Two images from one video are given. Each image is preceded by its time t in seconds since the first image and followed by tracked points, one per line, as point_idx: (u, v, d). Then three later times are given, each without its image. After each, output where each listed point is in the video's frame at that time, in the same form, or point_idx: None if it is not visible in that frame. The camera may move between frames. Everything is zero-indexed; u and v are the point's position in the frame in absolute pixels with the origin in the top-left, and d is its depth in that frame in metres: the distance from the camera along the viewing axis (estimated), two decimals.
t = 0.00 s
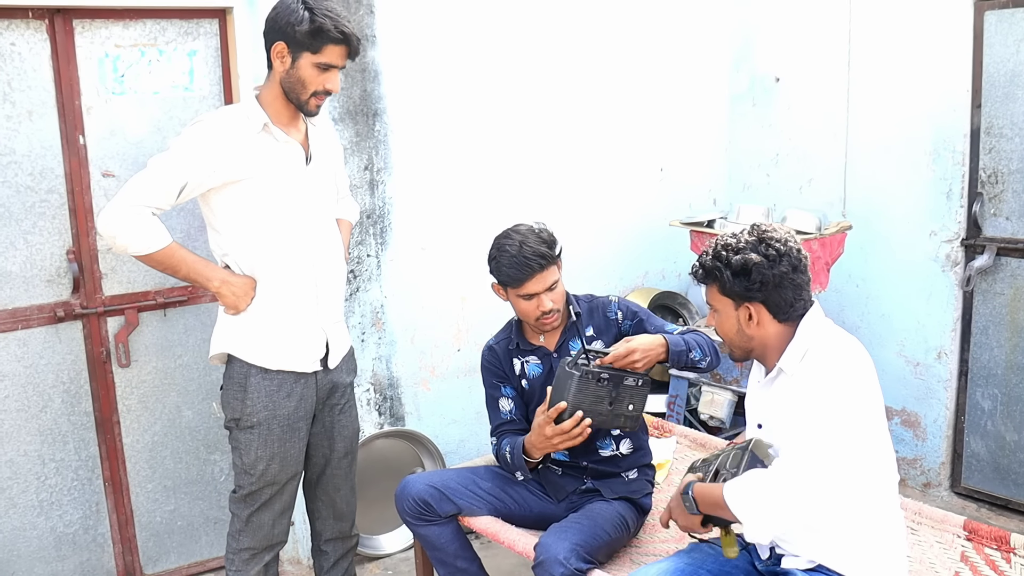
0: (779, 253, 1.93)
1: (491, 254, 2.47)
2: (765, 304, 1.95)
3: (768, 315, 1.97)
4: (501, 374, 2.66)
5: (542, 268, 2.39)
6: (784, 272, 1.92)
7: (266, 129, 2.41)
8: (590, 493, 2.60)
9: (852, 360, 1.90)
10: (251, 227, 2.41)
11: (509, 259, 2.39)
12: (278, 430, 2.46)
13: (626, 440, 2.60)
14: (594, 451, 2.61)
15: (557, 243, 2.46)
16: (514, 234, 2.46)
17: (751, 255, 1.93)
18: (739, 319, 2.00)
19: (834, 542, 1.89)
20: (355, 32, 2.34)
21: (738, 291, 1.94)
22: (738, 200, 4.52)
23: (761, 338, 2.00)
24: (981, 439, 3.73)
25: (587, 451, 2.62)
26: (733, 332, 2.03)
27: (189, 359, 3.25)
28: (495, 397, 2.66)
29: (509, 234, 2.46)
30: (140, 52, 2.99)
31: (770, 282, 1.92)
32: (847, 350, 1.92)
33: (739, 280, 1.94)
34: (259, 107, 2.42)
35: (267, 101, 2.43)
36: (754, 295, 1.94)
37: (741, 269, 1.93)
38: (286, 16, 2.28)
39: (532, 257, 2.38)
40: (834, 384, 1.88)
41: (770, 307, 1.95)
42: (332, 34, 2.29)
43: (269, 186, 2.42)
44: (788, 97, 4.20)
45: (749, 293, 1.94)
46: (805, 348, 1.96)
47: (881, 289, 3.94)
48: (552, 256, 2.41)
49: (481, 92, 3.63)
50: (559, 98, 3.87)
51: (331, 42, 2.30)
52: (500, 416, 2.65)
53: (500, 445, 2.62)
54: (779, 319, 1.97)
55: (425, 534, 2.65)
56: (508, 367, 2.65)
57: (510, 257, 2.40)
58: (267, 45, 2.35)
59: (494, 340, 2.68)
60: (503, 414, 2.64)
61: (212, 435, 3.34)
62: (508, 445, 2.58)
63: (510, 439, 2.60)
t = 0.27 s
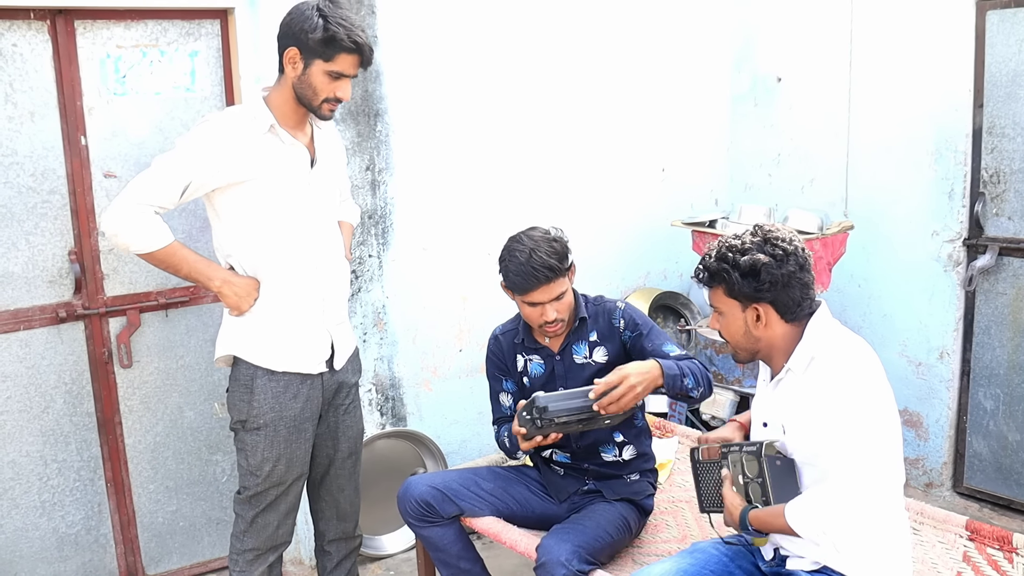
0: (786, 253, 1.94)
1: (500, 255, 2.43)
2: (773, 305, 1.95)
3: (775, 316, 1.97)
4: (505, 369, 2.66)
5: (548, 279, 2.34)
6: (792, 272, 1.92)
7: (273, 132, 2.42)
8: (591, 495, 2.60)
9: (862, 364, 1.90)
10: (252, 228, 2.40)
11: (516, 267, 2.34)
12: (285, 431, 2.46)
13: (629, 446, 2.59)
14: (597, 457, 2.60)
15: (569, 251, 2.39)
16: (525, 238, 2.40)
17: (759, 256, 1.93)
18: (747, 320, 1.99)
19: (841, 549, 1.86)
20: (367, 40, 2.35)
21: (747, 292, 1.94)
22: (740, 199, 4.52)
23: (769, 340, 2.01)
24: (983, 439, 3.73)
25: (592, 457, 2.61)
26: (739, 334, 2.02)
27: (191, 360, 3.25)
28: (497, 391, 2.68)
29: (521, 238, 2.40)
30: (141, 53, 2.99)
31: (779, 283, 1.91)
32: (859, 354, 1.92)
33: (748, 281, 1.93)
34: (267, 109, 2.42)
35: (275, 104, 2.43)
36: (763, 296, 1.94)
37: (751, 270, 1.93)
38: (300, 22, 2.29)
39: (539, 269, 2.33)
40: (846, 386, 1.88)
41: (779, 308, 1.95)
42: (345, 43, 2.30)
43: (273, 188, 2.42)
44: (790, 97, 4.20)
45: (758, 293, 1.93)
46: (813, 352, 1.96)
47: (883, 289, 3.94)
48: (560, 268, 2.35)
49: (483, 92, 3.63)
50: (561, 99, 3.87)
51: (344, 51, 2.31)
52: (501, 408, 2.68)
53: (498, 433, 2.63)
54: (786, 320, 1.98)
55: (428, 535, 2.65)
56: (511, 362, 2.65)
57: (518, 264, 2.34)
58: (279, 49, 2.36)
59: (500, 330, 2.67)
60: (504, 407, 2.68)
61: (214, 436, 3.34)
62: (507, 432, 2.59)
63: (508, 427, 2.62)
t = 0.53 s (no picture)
0: (780, 253, 1.95)
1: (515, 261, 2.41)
2: (769, 306, 1.95)
3: (772, 317, 1.98)
4: (509, 368, 2.66)
5: (560, 291, 2.32)
6: (787, 272, 1.93)
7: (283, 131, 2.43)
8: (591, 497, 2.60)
9: (860, 363, 1.89)
10: (250, 229, 2.40)
11: (530, 275, 2.32)
12: (279, 432, 2.46)
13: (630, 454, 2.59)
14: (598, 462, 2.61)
15: (586, 265, 2.37)
16: (543, 246, 2.37)
17: (753, 257, 1.94)
18: (743, 322, 2.00)
19: (851, 552, 1.82)
20: (390, 54, 2.37)
21: (743, 294, 1.94)
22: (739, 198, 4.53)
23: (767, 340, 2.01)
24: (983, 436, 3.73)
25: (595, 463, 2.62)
26: (736, 335, 2.03)
27: (190, 361, 3.25)
28: (501, 388, 2.69)
29: (538, 246, 2.37)
30: (139, 54, 2.99)
31: (775, 283, 1.92)
32: (858, 355, 1.92)
33: (743, 283, 1.94)
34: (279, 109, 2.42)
35: (288, 106, 2.44)
36: (759, 297, 1.94)
37: (745, 271, 1.93)
38: (325, 30, 2.30)
39: (554, 280, 2.30)
40: (842, 386, 1.87)
41: (775, 308, 1.96)
42: (369, 55, 2.32)
43: (271, 189, 2.41)
44: (788, 96, 4.20)
45: (755, 294, 1.94)
46: (806, 353, 1.97)
47: (882, 288, 3.94)
48: (574, 282, 2.33)
49: (481, 92, 3.63)
50: (560, 98, 3.87)
51: (366, 62, 2.33)
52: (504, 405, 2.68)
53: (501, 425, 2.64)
54: (783, 320, 1.98)
55: (429, 537, 2.64)
56: (517, 361, 2.65)
57: (532, 272, 2.32)
58: (300, 54, 2.37)
59: (508, 326, 2.67)
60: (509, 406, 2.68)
61: (213, 437, 3.33)
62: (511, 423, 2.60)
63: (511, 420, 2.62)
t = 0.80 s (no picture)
0: (769, 252, 1.95)
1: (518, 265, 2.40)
2: (763, 305, 1.95)
3: (767, 316, 1.97)
4: (519, 368, 2.66)
5: (563, 298, 2.31)
6: (778, 270, 1.93)
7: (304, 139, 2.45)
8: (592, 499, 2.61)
9: (859, 363, 1.90)
10: (249, 229, 2.40)
11: (533, 282, 2.31)
12: (265, 431, 2.46)
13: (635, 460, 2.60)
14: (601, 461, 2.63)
15: (589, 269, 2.35)
16: (544, 251, 2.35)
17: (743, 258, 1.93)
18: (738, 324, 1.99)
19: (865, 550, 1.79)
20: (420, 75, 2.40)
21: (735, 296, 1.94)
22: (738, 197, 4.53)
23: (763, 340, 2.01)
24: (982, 435, 3.73)
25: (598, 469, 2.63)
26: (732, 337, 2.02)
27: (190, 362, 3.25)
28: (511, 387, 2.68)
29: (539, 251, 2.35)
30: (138, 55, 2.99)
31: (766, 282, 1.92)
32: (856, 355, 1.92)
33: (735, 285, 1.93)
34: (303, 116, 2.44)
35: (312, 114, 2.45)
36: (752, 298, 1.93)
37: (736, 273, 1.93)
38: (358, 48, 2.33)
39: (556, 287, 2.29)
40: (844, 383, 1.87)
41: (769, 307, 1.95)
42: (400, 76, 2.35)
43: (270, 190, 2.41)
44: (787, 96, 4.20)
45: (747, 295, 1.93)
46: (808, 353, 1.98)
47: (880, 286, 3.94)
48: (577, 287, 2.31)
49: (480, 92, 3.63)
50: (559, 98, 3.87)
51: (397, 83, 2.36)
52: (512, 404, 2.68)
53: (514, 433, 2.64)
54: (778, 319, 1.98)
55: (430, 539, 2.64)
56: (528, 362, 2.65)
57: (535, 279, 2.30)
58: (330, 68, 2.40)
59: (521, 326, 2.67)
60: (520, 406, 2.67)
61: (213, 438, 3.33)
62: (529, 435, 2.60)
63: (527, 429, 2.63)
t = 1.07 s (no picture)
0: (757, 254, 1.95)
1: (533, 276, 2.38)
2: (759, 307, 1.94)
3: (764, 318, 1.97)
4: (525, 371, 2.66)
5: (588, 312, 2.32)
6: (769, 271, 1.93)
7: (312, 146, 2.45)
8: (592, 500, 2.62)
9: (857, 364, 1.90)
10: (247, 231, 2.40)
11: (556, 299, 2.30)
12: (259, 432, 2.46)
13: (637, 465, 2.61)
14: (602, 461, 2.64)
15: (606, 280, 2.36)
16: (562, 264, 2.34)
17: (732, 264, 1.93)
18: (737, 329, 1.98)
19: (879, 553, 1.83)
20: (431, 96, 2.41)
21: (731, 303, 1.93)
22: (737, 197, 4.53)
23: (762, 343, 2.00)
24: (982, 434, 3.73)
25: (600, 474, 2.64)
26: (732, 343, 2.02)
27: (189, 363, 3.25)
28: (515, 389, 2.68)
29: (557, 265, 2.34)
30: (137, 58, 2.99)
31: (759, 285, 1.92)
32: (853, 356, 1.93)
33: (729, 292, 1.93)
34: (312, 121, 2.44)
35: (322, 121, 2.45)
36: (748, 302, 1.93)
37: (728, 280, 1.93)
38: (373, 64, 2.33)
39: (582, 303, 2.30)
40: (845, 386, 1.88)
41: (766, 309, 1.95)
42: (412, 96, 2.36)
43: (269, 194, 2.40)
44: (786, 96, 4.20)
45: (743, 300, 1.93)
46: (806, 357, 1.98)
47: (879, 286, 3.94)
48: (600, 300, 2.33)
49: (479, 93, 3.63)
50: (558, 99, 3.87)
51: (408, 102, 2.37)
52: (513, 407, 2.68)
53: (517, 444, 2.67)
54: (775, 319, 1.97)
55: (431, 540, 2.64)
56: (534, 365, 2.65)
57: (558, 296, 2.29)
58: (343, 79, 2.40)
59: (527, 328, 2.67)
60: (522, 407, 2.68)
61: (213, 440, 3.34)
62: (532, 453, 2.64)
63: (530, 445, 2.66)
